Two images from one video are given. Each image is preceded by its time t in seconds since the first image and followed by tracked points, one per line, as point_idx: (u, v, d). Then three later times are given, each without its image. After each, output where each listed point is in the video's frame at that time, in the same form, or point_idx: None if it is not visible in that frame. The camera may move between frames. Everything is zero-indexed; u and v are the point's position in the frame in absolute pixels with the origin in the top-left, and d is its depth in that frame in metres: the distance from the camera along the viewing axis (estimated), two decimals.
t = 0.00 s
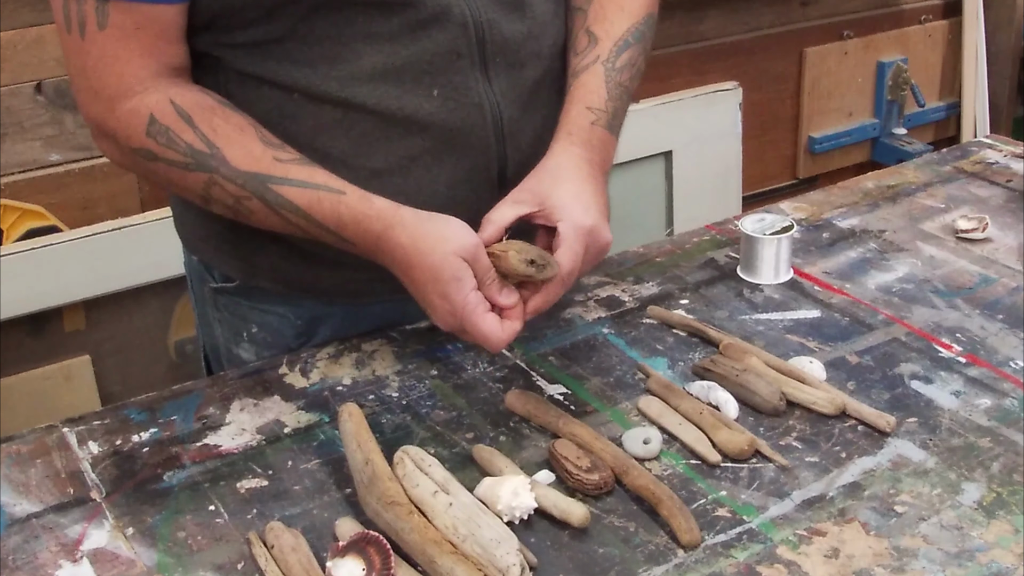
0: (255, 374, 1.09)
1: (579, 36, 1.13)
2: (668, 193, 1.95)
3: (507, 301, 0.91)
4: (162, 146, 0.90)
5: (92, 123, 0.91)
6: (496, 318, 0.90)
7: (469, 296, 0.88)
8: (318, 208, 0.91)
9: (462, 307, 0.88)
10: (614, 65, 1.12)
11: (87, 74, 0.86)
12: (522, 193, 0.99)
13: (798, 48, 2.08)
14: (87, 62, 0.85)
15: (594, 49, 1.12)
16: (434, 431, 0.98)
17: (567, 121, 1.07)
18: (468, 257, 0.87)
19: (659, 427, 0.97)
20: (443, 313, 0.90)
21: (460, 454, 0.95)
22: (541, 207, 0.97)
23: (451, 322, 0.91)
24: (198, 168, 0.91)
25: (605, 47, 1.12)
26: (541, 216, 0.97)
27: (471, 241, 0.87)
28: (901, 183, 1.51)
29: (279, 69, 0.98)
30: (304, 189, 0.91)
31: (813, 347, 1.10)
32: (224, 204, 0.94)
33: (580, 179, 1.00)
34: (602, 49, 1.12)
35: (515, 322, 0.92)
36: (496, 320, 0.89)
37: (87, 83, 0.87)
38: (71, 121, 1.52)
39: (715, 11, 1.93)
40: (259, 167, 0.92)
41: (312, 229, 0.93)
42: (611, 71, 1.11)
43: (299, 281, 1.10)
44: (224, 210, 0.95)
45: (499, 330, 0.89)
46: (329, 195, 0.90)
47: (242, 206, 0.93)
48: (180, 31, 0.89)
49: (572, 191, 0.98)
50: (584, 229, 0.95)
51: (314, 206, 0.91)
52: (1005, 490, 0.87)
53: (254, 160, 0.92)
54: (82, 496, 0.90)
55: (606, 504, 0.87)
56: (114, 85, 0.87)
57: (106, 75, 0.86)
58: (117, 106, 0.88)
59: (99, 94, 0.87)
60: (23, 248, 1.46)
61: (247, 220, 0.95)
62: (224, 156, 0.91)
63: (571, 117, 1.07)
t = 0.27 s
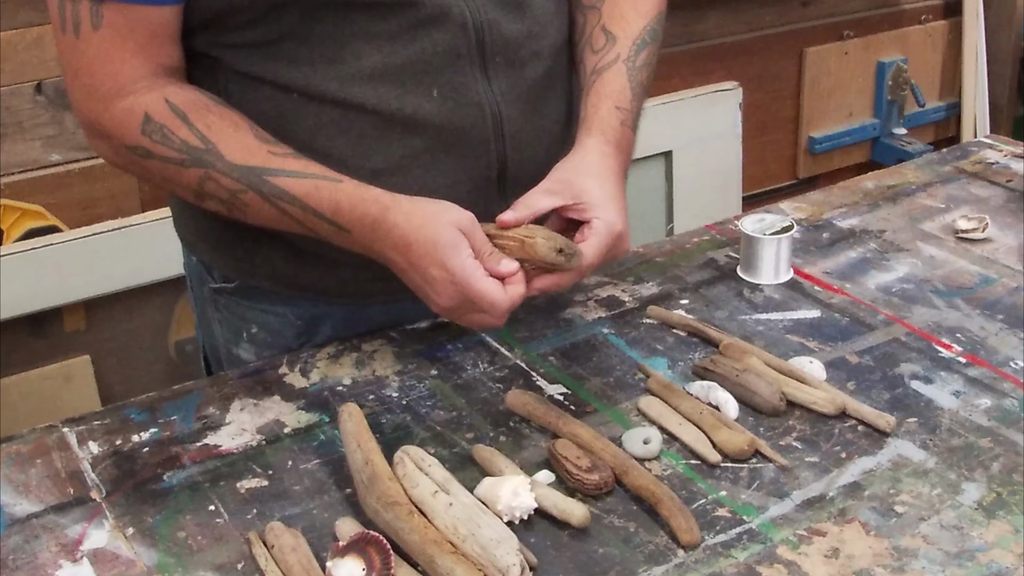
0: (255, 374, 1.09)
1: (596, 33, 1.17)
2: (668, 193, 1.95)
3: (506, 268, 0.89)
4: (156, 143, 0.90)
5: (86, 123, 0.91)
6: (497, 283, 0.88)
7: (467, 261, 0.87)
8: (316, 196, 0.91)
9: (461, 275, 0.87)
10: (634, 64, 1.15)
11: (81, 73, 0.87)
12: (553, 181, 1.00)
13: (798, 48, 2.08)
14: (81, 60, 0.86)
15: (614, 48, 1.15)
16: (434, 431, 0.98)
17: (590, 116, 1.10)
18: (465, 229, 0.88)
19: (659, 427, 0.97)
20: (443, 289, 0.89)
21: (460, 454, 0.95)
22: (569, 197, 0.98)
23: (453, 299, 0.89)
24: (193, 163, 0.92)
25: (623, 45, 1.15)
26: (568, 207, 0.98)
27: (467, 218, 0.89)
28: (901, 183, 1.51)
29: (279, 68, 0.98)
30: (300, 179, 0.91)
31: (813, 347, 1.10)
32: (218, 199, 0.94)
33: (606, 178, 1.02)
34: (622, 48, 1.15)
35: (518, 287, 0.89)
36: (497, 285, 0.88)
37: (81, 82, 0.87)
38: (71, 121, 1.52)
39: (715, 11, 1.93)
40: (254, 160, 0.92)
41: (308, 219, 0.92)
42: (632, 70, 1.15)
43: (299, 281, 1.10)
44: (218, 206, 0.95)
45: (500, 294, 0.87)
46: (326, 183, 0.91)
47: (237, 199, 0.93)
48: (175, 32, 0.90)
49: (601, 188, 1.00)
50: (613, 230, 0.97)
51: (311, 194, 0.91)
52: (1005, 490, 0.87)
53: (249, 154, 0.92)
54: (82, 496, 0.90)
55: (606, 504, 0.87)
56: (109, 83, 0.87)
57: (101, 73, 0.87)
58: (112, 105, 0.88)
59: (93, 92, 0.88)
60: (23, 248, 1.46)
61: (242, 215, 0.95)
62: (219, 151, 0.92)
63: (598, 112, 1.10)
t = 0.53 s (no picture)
0: (255, 374, 1.09)
1: (599, 30, 1.17)
2: (668, 193, 1.95)
3: (503, 248, 0.86)
4: (156, 140, 0.90)
5: (84, 122, 0.91)
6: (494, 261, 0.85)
7: (460, 234, 0.85)
8: (317, 189, 0.91)
9: (456, 250, 0.85)
10: (637, 60, 1.16)
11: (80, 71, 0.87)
12: (565, 167, 1.00)
13: (798, 48, 2.08)
14: (80, 57, 0.86)
15: (618, 43, 1.16)
16: (434, 431, 0.98)
17: (597, 109, 1.10)
18: (460, 212, 0.87)
19: (659, 427, 0.97)
20: (442, 271, 0.86)
21: (460, 454, 0.95)
22: (581, 185, 0.99)
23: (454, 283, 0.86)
24: (193, 158, 0.92)
25: (628, 42, 1.16)
26: (580, 196, 0.98)
27: (464, 206, 0.89)
28: (901, 183, 1.51)
29: (279, 68, 0.98)
30: (302, 172, 0.92)
31: (813, 347, 1.10)
32: (217, 195, 0.94)
33: (614, 173, 1.02)
34: (625, 44, 1.16)
35: (513, 264, 0.85)
36: (493, 262, 0.85)
37: (79, 80, 0.88)
38: (71, 121, 1.52)
39: (715, 11, 1.93)
40: (254, 155, 0.92)
41: (308, 213, 0.92)
42: (636, 66, 1.16)
43: (299, 281, 1.10)
44: (216, 203, 0.94)
45: (494, 267, 0.84)
46: (329, 176, 0.92)
47: (237, 195, 0.93)
48: (175, 31, 0.90)
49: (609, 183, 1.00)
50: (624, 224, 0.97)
51: (314, 186, 0.91)
52: (1005, 490, 0.87)
53: (249, 149, 0.93)
54: (82, 496, 0.90)
55: (606, 504, 0.87)
56: (108, 81, 0.88)
57: (99, 72, 0.87)
58: (111, 103, 0.88)
59: (92, 91, 0.88)
60: (23, 248, 1.46)
61: (241, 212, 0.95)
62: (221, 146, 0.92)
63: (603, 107, 1.10)
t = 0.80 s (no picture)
0: (255, 374, 1.09)
1: (603, 33, 1.18)
2: (668, 193, 1.95)
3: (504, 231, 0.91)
4: (153, 139, 0.92)
5: (81, 120, 0.92)
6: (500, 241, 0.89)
7: (464, 220, 0.89)
8: (314, 190, 0.92)
9: (462, 233, 0.88)
10: (642, 65, 1.18)
11: (77, 69, 0.88)
12: (577, 158, 1.01)
13: (798, 48, 2.08)
14: (77, 57, 0.87)
15: (623, 48, 1.18)
16: (434, 431, 0.98)
17: (606, 112, 1.12)
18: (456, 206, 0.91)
19: (659, 427, 0.97)
20: (447, 259, 0.89)
21: (460, 454, 0.95)
22: (590, 183, 1.00)
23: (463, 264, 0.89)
24: (189, 159, 0.93)
25: (633, 48, 1.18)
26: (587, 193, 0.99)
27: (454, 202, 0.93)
28: (901, 183, 1.51)
29: (278, 68, 0.98)
30: (296, 173, 0.93)
31: (813, 347, 1.10)
32: (212, 195, 0.94)
33: (618, 177, 1.03)
34: (630, 49, 1.18)
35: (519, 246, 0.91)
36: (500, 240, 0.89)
37: (76, 79, 0.88)
38: (71, 121, 1.52)
39: (715, 11, 1.93)
40: (250, 156, 0.94)
41: (303, 212, 0.93)
42: (641, 71, 1.18)
43: (299, 281, 1.10)
44: (211, 204, 0.95)
45: (502, 243, 0.88)
46: (324, 178, 0.93)
47: (231, 195, 0.94)
48: (173, 32, 0.91)
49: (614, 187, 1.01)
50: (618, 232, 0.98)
51: (308, 186, 0.92)
52: (1005, 490, 0.87)
53: (245, 151, 0.94)
54: (82, 496, 0.90)
55: (606, 504, 0.87)
56: (104, 80, 0.88)
57: (95, 71, 0.88)
58: (107, 102, 0.90)
59: (88, 89, 0.89)
60: (23, 247, 1.46)
61: (234, 213, 0.96)
62: (217, 147, 0.93)
63: (611, 113, 1.12)
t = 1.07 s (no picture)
0: (255, 374, 1.09)
1: (607, 33, 1.18)
2: (668, 193, 1.95)
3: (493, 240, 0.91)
4: (146, 143, 0.92)
5: (74, 121, 0.93)
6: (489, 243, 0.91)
7: (450, 225, 0.90)
8: (305, 203, 0.93)
9: (450, 236, 0.89)
10: (647, 65, 1.19)
11: (72, 70, 0.88)
12: (595, 156, 1.02)
13: (798, 48, 2.08)
14: (72, 58, 0.87)
15: (628, 48, 1.18)
16: (433, 431, 0.98)
17: (616, 113, 1.13)
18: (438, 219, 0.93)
19: (659, 427, 0.97)
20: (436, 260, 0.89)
21: (459, 454, 0.95)
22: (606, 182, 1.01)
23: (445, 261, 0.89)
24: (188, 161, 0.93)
25: (637, 47, 1.19)
26: (602, 191, 1.00)
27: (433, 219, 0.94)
28: (901, 183, 1.51)
29: (277, 68, 0.98)
30: (290, 186, 0.94)
31: (813, 347, 1.10)
32: (200, 202, 0.95)
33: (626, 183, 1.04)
34: (635, 49, 1.19)
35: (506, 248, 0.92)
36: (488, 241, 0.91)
37: (70, 80, 0.89)
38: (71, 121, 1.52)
39: (715, 10, 1.93)
40: (243, 166, 0.94)
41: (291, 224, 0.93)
42: (647, 71, 1.18)
43: (299, 281, 1.10)
44: (199, 210, 0.96)
45: (491, 241, 0.90)
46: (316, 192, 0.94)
47: (222, 204, 0.94)
48: (169, 36, 0.92)
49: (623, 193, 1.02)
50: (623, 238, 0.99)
51: (301, 198, 0.93)
52: (1005, 490, 0.87)
53: (239, 159, 0.95)
54: (82, 496, 0.90)
55: (606, 504, 0.87)
56: (98, 82, 0.89)
57: (90, 72, 0.88)
58: (101, 104, 0.90)
59: (83, 90, 0.89)
60: (24, 248, 1.46)
61: (222, 222, 0.96)
62: (209, 154, 0.94)
63: (622, 115, 1.12)
